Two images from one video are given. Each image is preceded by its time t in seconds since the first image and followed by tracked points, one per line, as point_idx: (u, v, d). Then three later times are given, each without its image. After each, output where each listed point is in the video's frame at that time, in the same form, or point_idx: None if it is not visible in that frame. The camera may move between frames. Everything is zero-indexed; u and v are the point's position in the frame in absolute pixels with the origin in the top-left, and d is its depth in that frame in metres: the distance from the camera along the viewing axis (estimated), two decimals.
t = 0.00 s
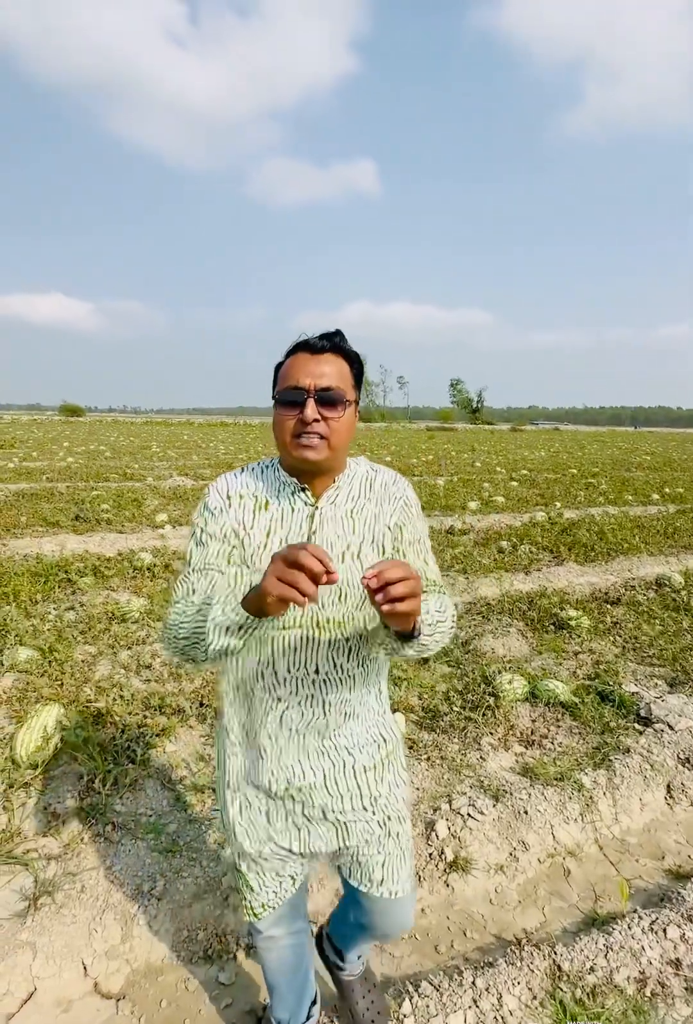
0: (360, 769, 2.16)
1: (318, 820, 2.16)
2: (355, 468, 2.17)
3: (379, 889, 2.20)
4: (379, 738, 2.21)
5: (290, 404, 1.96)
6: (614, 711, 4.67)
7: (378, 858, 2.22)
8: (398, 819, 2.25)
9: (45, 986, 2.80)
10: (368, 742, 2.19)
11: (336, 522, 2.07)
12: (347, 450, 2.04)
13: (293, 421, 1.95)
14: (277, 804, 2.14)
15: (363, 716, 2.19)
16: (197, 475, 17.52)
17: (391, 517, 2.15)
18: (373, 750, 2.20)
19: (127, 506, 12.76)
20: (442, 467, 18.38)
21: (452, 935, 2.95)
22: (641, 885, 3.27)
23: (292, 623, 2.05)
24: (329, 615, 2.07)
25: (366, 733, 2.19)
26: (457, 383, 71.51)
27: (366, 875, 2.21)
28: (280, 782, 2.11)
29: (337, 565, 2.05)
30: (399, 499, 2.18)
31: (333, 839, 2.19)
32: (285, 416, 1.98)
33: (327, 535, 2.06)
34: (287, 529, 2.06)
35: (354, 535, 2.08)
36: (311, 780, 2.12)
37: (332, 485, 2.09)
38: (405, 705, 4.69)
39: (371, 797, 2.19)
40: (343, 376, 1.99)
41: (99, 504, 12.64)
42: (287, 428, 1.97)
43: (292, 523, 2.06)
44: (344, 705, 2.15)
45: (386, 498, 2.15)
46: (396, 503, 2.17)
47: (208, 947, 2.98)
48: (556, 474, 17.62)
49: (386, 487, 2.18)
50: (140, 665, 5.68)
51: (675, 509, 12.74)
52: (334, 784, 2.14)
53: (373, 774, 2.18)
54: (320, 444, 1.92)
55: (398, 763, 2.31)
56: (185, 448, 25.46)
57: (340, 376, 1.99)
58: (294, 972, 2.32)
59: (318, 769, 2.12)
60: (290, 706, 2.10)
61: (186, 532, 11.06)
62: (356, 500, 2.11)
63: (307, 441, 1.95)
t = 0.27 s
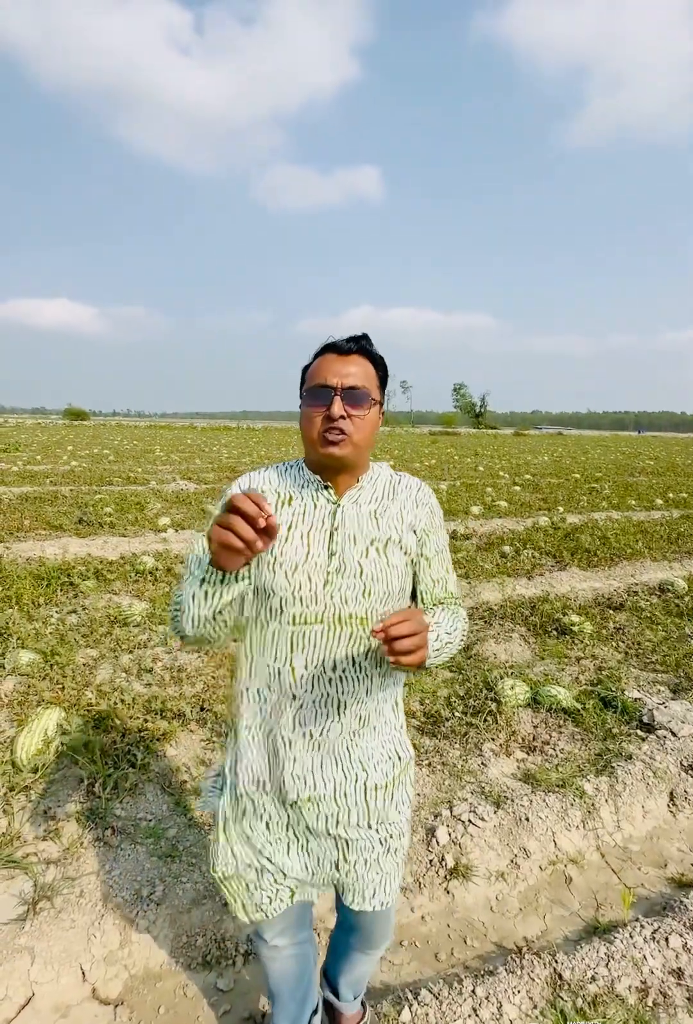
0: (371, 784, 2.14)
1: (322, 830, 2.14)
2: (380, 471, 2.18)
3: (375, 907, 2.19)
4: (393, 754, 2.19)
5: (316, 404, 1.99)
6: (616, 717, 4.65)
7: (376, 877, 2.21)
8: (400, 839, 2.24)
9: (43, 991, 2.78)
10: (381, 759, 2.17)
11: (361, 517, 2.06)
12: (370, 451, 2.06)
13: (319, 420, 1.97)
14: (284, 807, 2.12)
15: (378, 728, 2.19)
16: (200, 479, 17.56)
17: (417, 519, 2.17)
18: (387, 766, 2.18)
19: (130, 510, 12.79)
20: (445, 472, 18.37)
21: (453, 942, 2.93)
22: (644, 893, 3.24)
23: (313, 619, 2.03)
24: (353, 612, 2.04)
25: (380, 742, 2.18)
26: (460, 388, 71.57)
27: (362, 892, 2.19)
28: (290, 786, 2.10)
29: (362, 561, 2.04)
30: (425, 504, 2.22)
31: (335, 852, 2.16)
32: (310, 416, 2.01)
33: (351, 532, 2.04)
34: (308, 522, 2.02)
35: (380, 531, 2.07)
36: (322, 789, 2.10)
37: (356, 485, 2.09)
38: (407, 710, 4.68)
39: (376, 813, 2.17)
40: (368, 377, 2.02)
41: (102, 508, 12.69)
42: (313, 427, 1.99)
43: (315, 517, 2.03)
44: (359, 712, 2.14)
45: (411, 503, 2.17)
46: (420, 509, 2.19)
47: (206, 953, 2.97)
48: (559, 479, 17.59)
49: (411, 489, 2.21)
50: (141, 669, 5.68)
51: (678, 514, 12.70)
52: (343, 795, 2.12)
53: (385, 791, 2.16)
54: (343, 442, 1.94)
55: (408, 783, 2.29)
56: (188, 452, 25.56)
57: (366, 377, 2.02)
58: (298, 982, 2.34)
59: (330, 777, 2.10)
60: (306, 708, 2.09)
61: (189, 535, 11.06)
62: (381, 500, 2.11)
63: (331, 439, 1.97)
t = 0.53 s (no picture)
0: (383, 786, 2.16)
1: (332, 828, 2.16)
2: (400, 477, 2.24)
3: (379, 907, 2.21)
4: (407, 758, 2.21)
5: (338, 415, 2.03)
6: (613, 723, 4.65)
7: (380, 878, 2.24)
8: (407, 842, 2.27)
9: (37, 997, 2.78)
10: (395, 761, 2.18)
11: (380, 519, 2.11)
12: (390, 459, 2.11)
13: (341, 430, 2.01)
14: (294, 805, 2.13)
15: (393, 731, 2.20)
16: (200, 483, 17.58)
17: (437, 524, 2.21)
18: (400, 769, 2.20)
19: (130, 514, 12.81)
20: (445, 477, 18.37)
21: (447, 949, 2.93)
22: (639, 900, 3.24)
23: (331, 617, 2.06)
24: (369, 610, 2.07)
25: (394, 743, 2.19)
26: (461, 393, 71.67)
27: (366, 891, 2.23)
28: (303, 783, 2.11)
29: (380, 561, 2.08)
30: (445, 510, 2.25)
31: (342, 851, 2.18)
32: (332, 426, 2.04)
33: (370, 533, 2.08)
34: (328, 522, 2.07)
35: (399, 533, 2.11)
36: (334, 787, 2.12)
37: (375, 491, 2.14)
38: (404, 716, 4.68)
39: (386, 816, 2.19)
40: (389, 388, 2.05)
41: (102, 512, 12.71)
42: (335, 436, 2.03)
43: (335, 517, 2.08)
44: (374, 712, 2.15)
45: (428, 507, 2.22)
46: (439, 514, 2.23)
47: (201, 960, 2.96)
48: (559, 484, 17.60)
49: (431, 496, 2.25)
50: (139, 674, 5.68)
51: (678, 519, 12.71)
52: (354, 795, 2.13)
53: (397, 794, 2.18)
54: (366, 455, 1.98)
55: (418, 787, 2.31)
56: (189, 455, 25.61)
57: (387, 390, 2.06)
58: (295, 987, 2.33)
59: (344, 777, 2.12)
60: (322, 705, 2.11)
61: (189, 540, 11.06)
62: (399, 503, 2.16)
63: (353, 450, 2.02)
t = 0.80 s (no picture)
0: (376, 779, 2.20)
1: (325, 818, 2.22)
2: (414, 483, 2.32)
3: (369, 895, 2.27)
4: (402, 754, 2.25)
5: (355, 414, 2.12)
6: (609, 728, 4.65)
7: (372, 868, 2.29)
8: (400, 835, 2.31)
9: (31, 1003, 2.77)
10: (389, 757, 2.22)
11: (387, 524, 2.19)
12: (404, 460, 2.18)
13: (357, 429, 2.10)
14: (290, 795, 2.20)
15: (390, 728, 2.24)
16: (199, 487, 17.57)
17: (443, 533, 2.24)
18: (394, 764, 2.24)
19: (128, 518, 12.80)
20: (443, 481, 18.37)
21: (442, 955, 2.93)
22: (634, 906, 3.23)
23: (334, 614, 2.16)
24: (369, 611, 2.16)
25: (390, 740, 2.23)
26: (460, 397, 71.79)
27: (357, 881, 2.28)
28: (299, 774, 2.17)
29: (382, 565, 2.16)
30: (453, 520, 2.27)
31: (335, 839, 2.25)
32: (349, 425, 2.13)
33: (377, 537, 2.17)
34: (338, 525, 2.18)
35: (402, 540, 2.18)
36: (329, 779, 2.18)
37: (388, 493, 2.22)
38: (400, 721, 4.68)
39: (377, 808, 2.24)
40: (404, 389, 2.14)
41: (100, 516, 12.70)
42: (351, 436, 2.12)
43: (345, 520, 2.19)
44: (371, 710, 2.20)
45: (437, 517, 2.26)
46: (448, 524, 2.26)
47: (195, 966, 2.96)
48: (557, 488, 17.60)
49: (439, 505, 2.28)
50: (136, 678, 5.67)
51: (676, 524, 12.71)
52: (348, 788, 2.18)
53: (390, 788, 2.23)
54: (379, 450, 2.05)
55: (413, 783, 2.34)
56: (188, 459, 25.62)
57: (402, 390, 2.14)
58: (275, 975, 2.38)
59: (338, 769, 2.18)
60: (321, 701, 2.18)
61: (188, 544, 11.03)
62: (408, 511, 2.23)
63: (368, 447, 2.09)
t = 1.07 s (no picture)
0: (370, 775, 2.19)
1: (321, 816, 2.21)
2: (415, 491, 2.33)
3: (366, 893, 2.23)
4: (395, 750, 2.24)
5: (361, 424, 2.14)
6: (607, 731, 4.66)
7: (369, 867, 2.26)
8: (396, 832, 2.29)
9: (28, 1008, 2.77)
10: (381, 754, 2.21)
11: (389, 532, 2.20)
12: (407, 472, 2.21)
13: (363, 440, 2.12)
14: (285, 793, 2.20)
15: (383, 724, 2.24)
16: (198, 490, 17.58)
17: (445, 541, 2.27)
18: (386, 760, 2.22)
19: (127, 520, 12.82)
20: (442, 483, 18.39)
21: (440, 958, 2.93)
22: (632, 909, 3.24)
23: (334, 618, 2.16)
24: (369, 616, 2.16)
25: (383, 740, 2.23)
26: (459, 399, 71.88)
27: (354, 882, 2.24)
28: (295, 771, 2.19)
29: (384, 572, 2.17)
30: (454, 529, 2.31)
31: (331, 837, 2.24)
32: (355, 434, 2.15)
33: (380, 544, 2.18)
34: (342, 529, 2.19)
35: (405, 547, 2.20)
36: (323, 776, 2.18)
37: (389, 502, 2.24)
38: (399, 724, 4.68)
39: (373, 805, 2.22)
40: (412, 403, 2.17)
41: (99, 518, 12.70)
42: (357, 446, 2.14)
43: (348, 526, 2.20)
44: (367, 709, 2.21)
45: (439, 525, 2.28)
46: (450, 532, 2.29)
47: (193, 969, 2.96)
48: (556, 490, 17.62)
49: (441, 514, 2.31)
50: (134, 681, 5.67)
51: (674, 526, 12.73)
52: (343, 785, 2.18)
53: (383, 785, 2.21)
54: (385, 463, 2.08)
55: (410, 781, 2.32)
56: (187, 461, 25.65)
57: (409, 404, 2.17)
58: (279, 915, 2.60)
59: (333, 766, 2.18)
60: (317, 699, 2.19)
61: (186, 546, 11.03)
62: (411, 519, 2.24)
63: (374, 458, 2.12)
